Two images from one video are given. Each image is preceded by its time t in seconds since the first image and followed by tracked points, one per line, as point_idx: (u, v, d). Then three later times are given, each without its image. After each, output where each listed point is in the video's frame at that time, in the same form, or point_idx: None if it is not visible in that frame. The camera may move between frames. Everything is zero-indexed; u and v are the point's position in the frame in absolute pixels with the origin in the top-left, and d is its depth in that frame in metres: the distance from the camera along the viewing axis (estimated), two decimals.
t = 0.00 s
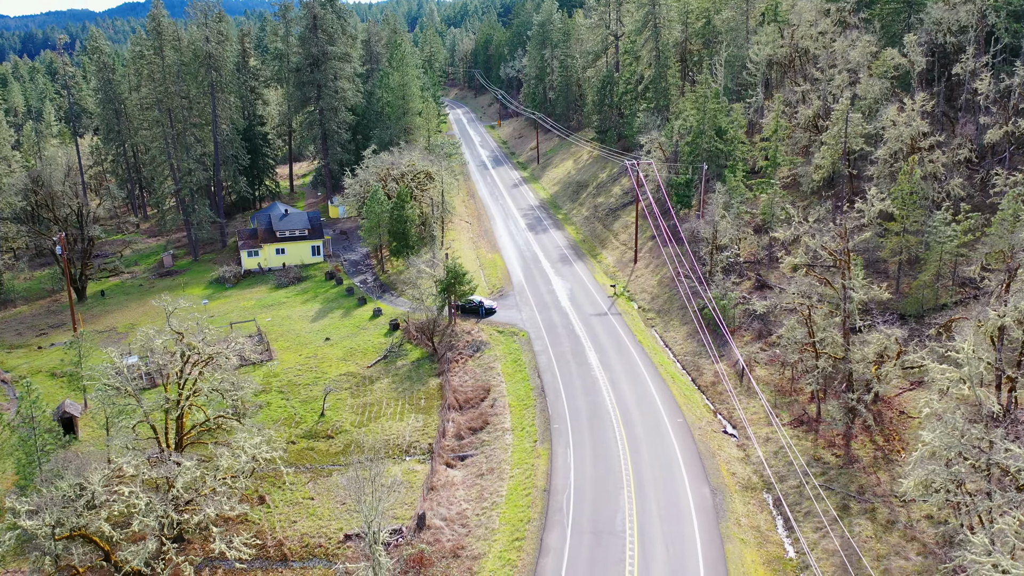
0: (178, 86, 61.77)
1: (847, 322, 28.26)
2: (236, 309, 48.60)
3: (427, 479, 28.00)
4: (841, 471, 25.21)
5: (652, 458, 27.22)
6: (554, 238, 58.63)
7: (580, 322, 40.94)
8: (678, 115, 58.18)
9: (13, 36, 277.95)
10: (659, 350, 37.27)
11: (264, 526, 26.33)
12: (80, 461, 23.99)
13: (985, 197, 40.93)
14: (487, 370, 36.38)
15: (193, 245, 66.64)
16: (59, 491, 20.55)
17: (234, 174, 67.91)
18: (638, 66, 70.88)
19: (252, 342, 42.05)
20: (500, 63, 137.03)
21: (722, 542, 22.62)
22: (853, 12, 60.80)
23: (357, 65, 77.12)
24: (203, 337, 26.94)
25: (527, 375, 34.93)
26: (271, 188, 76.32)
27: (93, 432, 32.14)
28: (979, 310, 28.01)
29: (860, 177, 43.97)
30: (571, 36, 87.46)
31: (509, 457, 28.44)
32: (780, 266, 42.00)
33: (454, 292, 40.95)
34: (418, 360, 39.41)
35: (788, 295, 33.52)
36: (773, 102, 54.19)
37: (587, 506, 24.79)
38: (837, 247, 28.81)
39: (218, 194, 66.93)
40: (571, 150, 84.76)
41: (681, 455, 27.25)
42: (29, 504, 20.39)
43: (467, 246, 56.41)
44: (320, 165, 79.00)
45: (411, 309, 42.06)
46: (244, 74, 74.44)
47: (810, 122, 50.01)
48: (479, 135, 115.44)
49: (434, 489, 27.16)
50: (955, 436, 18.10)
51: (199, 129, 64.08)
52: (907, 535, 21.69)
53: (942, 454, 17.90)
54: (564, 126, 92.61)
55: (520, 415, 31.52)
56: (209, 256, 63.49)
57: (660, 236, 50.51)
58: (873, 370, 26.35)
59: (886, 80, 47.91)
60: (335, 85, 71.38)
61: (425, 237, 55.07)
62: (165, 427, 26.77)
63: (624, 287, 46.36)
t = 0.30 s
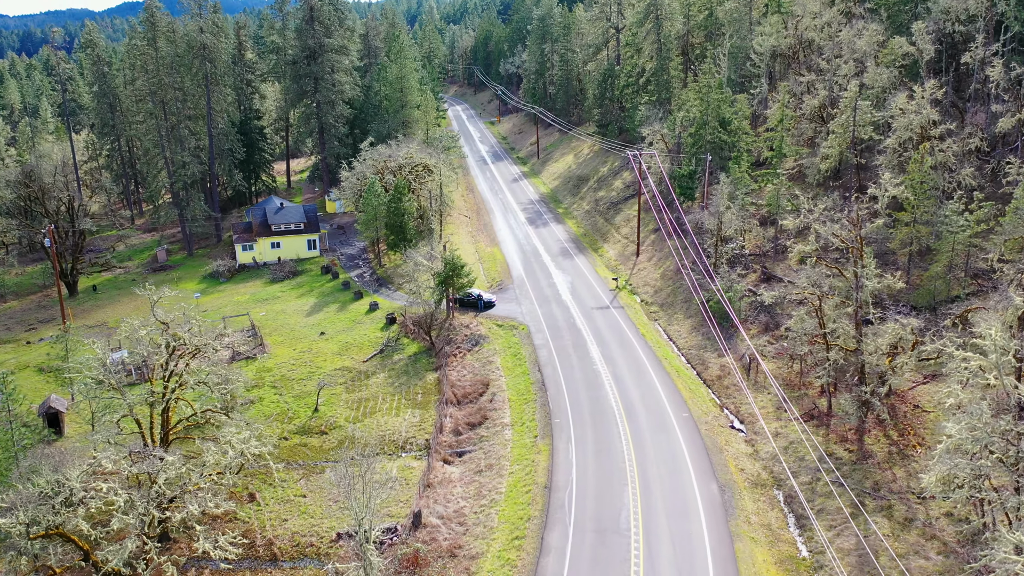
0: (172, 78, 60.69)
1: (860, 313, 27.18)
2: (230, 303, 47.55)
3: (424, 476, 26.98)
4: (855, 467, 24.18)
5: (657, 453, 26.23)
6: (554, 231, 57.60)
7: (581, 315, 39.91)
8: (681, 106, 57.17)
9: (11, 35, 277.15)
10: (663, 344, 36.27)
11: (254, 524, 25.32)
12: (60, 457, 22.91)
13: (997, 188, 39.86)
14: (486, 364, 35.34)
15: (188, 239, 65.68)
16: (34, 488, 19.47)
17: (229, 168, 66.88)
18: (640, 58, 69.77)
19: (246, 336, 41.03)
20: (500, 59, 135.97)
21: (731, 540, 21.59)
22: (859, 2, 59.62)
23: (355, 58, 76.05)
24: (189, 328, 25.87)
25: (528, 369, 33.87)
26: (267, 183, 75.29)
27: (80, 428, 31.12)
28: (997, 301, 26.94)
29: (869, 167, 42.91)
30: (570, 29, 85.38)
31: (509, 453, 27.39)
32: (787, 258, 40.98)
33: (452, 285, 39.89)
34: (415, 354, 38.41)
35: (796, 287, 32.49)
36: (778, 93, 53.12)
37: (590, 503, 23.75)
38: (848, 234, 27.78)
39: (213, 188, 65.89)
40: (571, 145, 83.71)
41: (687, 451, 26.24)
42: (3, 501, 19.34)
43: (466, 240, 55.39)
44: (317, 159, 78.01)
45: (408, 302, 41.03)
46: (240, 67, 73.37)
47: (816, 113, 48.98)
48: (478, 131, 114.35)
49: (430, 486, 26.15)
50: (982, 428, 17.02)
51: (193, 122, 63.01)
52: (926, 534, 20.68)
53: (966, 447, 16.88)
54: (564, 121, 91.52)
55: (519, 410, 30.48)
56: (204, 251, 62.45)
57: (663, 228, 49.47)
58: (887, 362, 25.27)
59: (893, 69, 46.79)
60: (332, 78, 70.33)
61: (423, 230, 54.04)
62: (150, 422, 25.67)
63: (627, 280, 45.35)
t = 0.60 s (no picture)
0: (166, 71, 59.66)
1: (873, 307, 26.23)
2: (224, 300, 46.56)
3: (420, 476, 26.02)
4: (868, 467, 23.22)
5: (661, 452, 25.28)
6: (555, 228, 56.61)
7: (582, 311, 38.94)
8: (684, 101, 56.19)
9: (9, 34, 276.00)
10: (667, 340, 35.32)
11: (243, 527, 24.35)
12: (40, 457, 21.89)
13: (1009, 181, 38.84)
14: (485, 361, 34.36)
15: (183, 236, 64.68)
16: (7, 490, 18.42)
17: (225, 164, 65.82)
18: (642, 53, 68.78)
19: (238, 334, 40.09)
20: (499, 56, 134.97)
21: (741, 544, 20.64)
22: None
23: (352, 53, 75.04)
24: (175, 322, 24.84)
25: (528, 366, 32.89)
26: (264, 179, 74.31)
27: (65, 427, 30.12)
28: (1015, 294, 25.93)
29: (877, 160, 41.87)
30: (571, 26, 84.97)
31: (508, 453, 26.40)
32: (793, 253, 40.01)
33: (450, 281, 38.90)
34: (411, 352, 37.43)
35: (805, 282, 31.51)
36: (782, 87, 52.18)
37: (593, 505, 22.77)
38: (860, 226, 26.82)
39: (208, 184, 64.89)
40: (572, 141, 82.71)
41: (693, 450, 25.28)
42: None
43: (465, 236, 54.39)
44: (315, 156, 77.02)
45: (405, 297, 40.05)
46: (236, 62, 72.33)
47: (822, 106, 48.01)
48: (477, 128, 113.32)
49: (427, 487, 25.20)
50: (1011, 425, 16.01)
51: (187, 117, 62.01)
52: (946, 537, 19.73)
53: (994, 446, 15.88)
54: (564, 118, 90.56)
55: (519, 408, 29.50)
56: (198, 248, 61.46)
57: (666, 224, 48.53)
58: (901, 357, 24.29)
59: (901, 61, 45.79)
60: (329, 73, 69.38)
61: (421, 226, 53.07)
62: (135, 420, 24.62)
63: (629, 276, 44.39)
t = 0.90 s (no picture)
0: (159, 64, 58.61)
1: (885, 300, 25.27)
2: (217, 296, 45.60)
3: (415, 476, 25.07)
4: (882, 467, 22.26)
5: (667, 451, 24.32)
6: (555, 223, 55.66)
7: (583, 307, 37.99)
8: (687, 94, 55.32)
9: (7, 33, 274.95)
10: (671, 336, 34.37)
11: (231, 528, 23.41)
12: (16, 457, 20.89)
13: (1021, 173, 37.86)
14: (483, 357, 33.38)
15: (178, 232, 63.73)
16: None
17: (219, 159, 64.86)
18: (643, 47, 67.84)
19: (231, 330, 39.15)
20: (499, 53, 134.11)
21: (751, 546, 19.70)
22: None
23: (350, 48, 74.08)
24: (160, 315, 23.77)
25: (527, 362, 31.90)
26: (260, 175, 73.38)
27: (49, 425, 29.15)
28: None
29: (885, 152, 40.91)
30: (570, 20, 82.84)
31: (506, 451, 25.43)
32: (799, 247, 39.09)
33: (448, 275, 37.93)
34: (408, 348, 36.49)
35: (813, 275, 30.57)
36: (786, 79, 51.26)
37: (596, 505, 21.81)
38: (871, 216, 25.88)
39: (203, 179, 63.94)
40: (572, 137, 81.79)
41: (700, 449, 24.34)
42: None
43: (464, 231, 53.46)
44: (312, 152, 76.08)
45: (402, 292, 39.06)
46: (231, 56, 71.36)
47: (827, 98, 47.06)
48: (477, 125, 112.39)
49: (422, 487, 24.26)
50: None
51: (181, 111, 61.01)
52: (966, 539, 18.77)
53: None
54: (565, 114, 89.60)
55: (518, 405, 28.52)
56: (193, 244, 60.51)
57: (669, 218, 47.60)
58: (916, 351, 23.33)
59: (908, 52, 44.80)
60: (325, 67, 68.42)
61: (419, 221, 52.15)
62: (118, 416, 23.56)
63: (631, 272, 43.43)
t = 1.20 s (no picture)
0: (152, 57, 57.37)
1: (901, 295, 24.15)
2: (209, 293, 44.52)
3: (410, 478, 24.01)
4: (900, 469, 21.18)
5: (673, 453, 23.29)
6: (556, 219, 54.62)
7: (585, 303, 36.92)
8: (690, 88, 54.27)
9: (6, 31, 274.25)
10: (675, 333, 33.33)
11: (217, 534, 22.35)
12: None
13: None
14: (482, 355, 32.30)
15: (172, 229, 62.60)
16: None
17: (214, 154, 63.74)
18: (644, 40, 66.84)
19: (223, 327, 38.08)
20: (498, 50, 133.15)
21: (764, 554, 18.66)
22: None
23: (347, 42, 73.01)
24: (141, 310, 22.57)
25: (527, 360, 30.84)
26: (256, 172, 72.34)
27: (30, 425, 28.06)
28: None
29: (894, 145, 39.85)
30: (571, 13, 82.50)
31: (506, 453, 24.35)
32: (806, 242, 38.03)
33: (446, 271, 36.82)
34: (404, 346, 35.41)
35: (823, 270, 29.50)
36: (791, 72, 50.25)
37: (599, 510, 20.77)
38: (886, 207, 24.68)
39: (197, 174, 62.84)
40: (572, 133, 80.74)
41: (708, 451, 23.30)
42: None
43: (462, 227, 52.42)
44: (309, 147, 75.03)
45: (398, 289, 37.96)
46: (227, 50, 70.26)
47: (834, 90, 46.01)
48: (476, 122, 111.36)
49: (417, 490, 23.19)
50: None
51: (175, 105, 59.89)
52: (992, 547, 17.71)
53: None
54: (565, 111, 88.60)
55: (518, 405, 27.44)
56: (187, 240, 59.41)
57: (672, 214, 46.53)
58: (935, 348, 22.23)
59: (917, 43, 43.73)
60: (322, 61, 67.36)
61: (417, 217, 51.11)
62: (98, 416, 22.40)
63: (634, 268, 42.37)
